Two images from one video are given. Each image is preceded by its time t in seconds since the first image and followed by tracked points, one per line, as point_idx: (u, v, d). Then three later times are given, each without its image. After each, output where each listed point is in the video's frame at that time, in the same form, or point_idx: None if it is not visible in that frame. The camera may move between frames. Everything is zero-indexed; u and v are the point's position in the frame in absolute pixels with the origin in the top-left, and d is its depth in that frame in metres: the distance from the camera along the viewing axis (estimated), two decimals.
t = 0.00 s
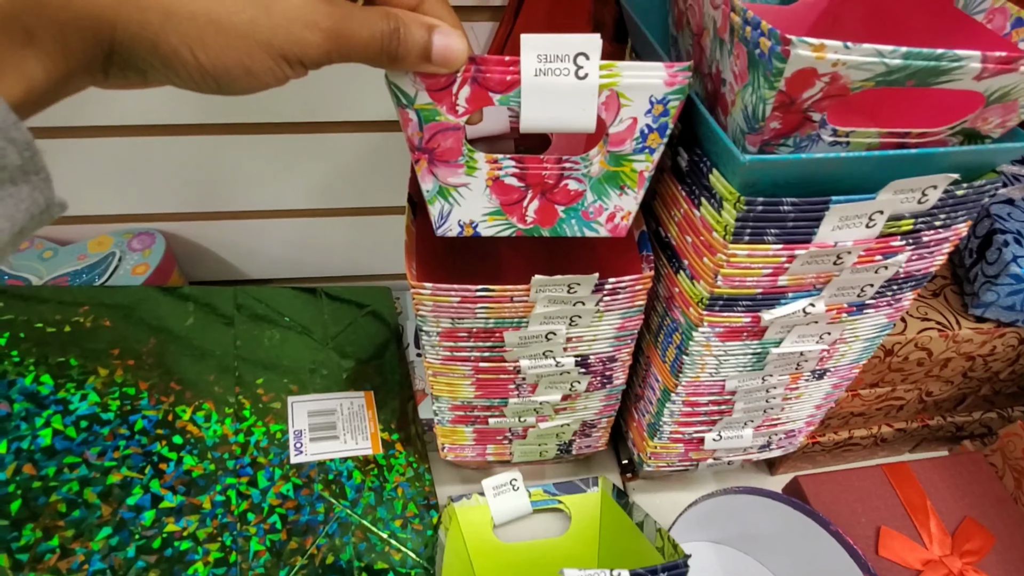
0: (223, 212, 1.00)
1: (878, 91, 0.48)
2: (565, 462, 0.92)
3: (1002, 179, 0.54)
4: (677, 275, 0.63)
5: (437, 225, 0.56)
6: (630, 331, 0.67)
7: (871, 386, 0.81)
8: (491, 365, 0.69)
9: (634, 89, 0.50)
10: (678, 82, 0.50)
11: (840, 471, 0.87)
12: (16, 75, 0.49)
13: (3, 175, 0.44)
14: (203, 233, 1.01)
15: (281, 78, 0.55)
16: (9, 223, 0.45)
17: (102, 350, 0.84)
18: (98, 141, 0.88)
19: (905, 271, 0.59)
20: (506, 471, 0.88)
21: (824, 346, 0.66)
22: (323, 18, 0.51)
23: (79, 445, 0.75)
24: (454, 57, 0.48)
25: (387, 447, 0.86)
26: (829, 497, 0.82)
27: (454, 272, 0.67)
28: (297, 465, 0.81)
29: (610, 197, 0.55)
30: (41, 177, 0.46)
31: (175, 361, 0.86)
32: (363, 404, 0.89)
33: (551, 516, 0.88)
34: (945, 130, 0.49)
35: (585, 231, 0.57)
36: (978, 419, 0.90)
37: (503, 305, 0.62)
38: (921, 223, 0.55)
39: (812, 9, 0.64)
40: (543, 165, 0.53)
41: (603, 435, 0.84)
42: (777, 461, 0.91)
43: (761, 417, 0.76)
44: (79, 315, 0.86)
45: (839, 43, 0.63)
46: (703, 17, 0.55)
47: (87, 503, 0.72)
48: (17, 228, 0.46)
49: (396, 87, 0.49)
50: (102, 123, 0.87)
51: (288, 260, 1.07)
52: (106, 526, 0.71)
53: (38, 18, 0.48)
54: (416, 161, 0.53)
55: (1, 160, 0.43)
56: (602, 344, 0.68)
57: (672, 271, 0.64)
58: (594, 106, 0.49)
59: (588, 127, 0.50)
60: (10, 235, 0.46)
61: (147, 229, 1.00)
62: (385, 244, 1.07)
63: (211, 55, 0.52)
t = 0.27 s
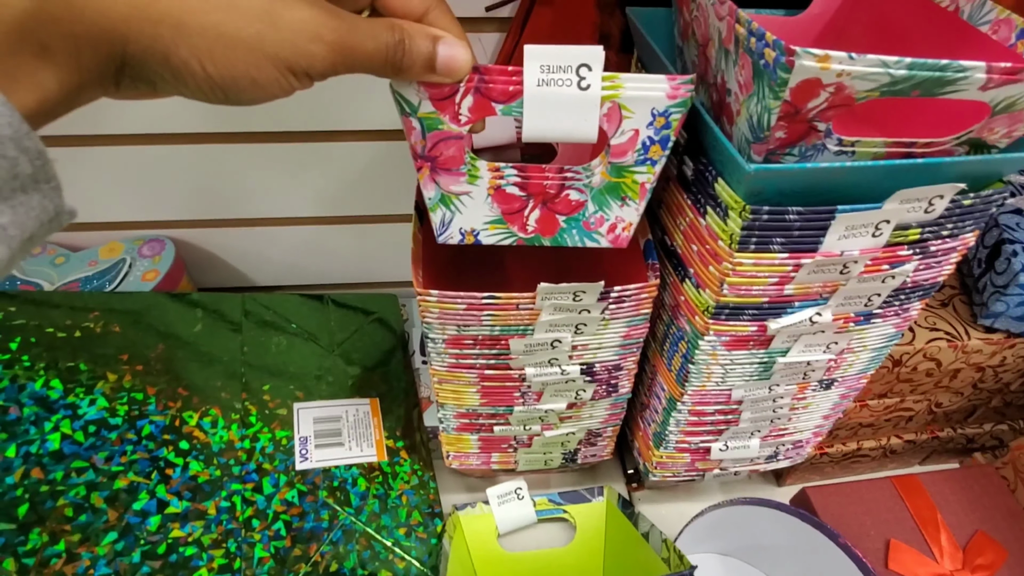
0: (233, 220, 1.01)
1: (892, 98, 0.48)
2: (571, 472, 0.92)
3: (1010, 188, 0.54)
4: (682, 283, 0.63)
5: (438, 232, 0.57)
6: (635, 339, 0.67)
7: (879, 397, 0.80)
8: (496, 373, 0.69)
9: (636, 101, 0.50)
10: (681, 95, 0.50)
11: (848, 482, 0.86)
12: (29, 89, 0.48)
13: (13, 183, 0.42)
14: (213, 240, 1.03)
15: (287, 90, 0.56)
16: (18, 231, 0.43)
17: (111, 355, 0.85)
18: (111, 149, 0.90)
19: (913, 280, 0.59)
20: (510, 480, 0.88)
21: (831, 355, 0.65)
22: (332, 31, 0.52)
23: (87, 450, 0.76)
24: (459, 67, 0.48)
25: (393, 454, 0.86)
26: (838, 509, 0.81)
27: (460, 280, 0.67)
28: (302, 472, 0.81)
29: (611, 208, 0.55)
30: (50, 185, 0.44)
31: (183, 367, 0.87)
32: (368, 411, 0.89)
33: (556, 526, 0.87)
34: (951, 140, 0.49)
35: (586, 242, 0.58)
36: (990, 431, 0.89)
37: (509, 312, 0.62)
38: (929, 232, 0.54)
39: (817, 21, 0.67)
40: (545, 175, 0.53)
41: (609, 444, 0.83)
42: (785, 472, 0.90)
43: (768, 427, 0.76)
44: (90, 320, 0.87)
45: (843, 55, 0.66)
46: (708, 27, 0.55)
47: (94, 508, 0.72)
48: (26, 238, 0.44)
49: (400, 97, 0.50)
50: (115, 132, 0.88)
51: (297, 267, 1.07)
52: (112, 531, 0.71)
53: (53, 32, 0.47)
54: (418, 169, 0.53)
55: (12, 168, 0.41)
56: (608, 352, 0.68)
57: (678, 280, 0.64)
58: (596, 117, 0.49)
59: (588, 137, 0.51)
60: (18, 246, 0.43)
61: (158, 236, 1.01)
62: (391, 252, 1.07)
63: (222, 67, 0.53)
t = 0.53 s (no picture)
0: (239, 222, 1.01)
1: (890, 106, 0.48)
2: (574, 478, 0.91)
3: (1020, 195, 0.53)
4: (687, 288, 0.63)
5: (439, 231, 0.56)
6: (640, 345, 0.67)
7: (887, 405, 0.79)
8: (499, 377, 0.69)
9: (641, 99, 0.50)
10: (686, 97, 0.50)
11: (855, 492, 0.85)
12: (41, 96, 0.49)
13: (22, 190, 0.43)
14: (220, 242, 1.03)
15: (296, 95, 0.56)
16: (26, 237, 0.44)
17: (117, 356, 0.85)
18: (120, 152, 0.91)
19: (921, 288, 0.58)
20: (513, 485, 0.87)
21: (838, 363, 0.65)
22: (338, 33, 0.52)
23: (91, 451, 0.76)
24: (467, 66, 0.48)
25: (395, 458, 0.86)
26: (845, 520, 0.80)
27: (464, 284, 0.66)
28: (304, 474, 0.81)
29: (615, 210, 0.55)
30: (58, 192, 0.46)
31: (187, 368, 0.87)
32: (371, 414, 0.89)
33: (559, 532, 0.87)
34: (960, 146, 0.48)
35: (589, 244, 0.57)
36: (1000, 441, 0.88)
37: (512, 317, 0.62)
38: (937, 239, 0.54)
39: (824, 27, 0.67)
40: (549, 175, 0.53)
41: (612, 450, 0.83)
42: (790, 480, 0.89)
43: (774, 435, 0.75)
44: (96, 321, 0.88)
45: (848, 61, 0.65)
46: (714, 32, 0.55)
47: (97, 508, 0.72)
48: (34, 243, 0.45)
49: (404, 94, 0.50)
50: (123, 135, 0.89)
51: (304, 270, 1.08)
52: (115, 531, 0.71)
53: (63, 38, 0.48)
54: (420, 167, 0.53)
55: (21, 175, 0.43)
56: (612, 357, 0.68)
57: (683, 285, 0.64)
58: (600, 113, 0.49)
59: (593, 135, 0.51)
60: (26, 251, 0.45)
61: (165, 238, 1.02)
62: (397, 255, 1.07)
63: (229, 72, 0.54)
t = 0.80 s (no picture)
0: (242, 221, 1.01)
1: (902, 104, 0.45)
2: (575, 480, 0.91)
3: None
4: (690, 290, 0.62)
5: (437, 214, 0.56)
6: (641, 346, 0.67)
7: (891, 409, 0.79)
8: (500, 378, 0.68)
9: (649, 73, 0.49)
10: (690, 82, 0.49)
11: (858, 496, 0.84)
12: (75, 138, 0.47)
13: (50, 229, 0.41)
14: (222, 241, 1.03)
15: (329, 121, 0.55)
16: (52, 274, 0.42)
17: (118, 354, 0.85)
18: (123, 150, 0.91)
19: (926, 290, 0.58)
20: (514, 487, 0.87)
21: (841, 366, 0.64)
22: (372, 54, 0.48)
23: (92, 448, 0.76)
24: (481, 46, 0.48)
25: (396, 458, 0.86)
26: (848, 524, 0.80)
27: (465, 283, 0.66)
28: (304, 474, 0.81)
29: (616, 198, 0.55)
30: (85, 227, 0.44)
31: (189, 367, 0.87)
32: (372, 414, 0.89)
33: (559, 534, 0.86)
34: (967, 147, 0.48)
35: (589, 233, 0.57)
36: (1005, 446, 0.87)
37: (513, 317, 0.61)
38: (943, 242, 0.53)
39: (828, 28, 0.66)
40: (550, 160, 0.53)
41: (614, 452, 0.82)
42: (793, 484, 0.89)
43: (776, 438, 0.74)
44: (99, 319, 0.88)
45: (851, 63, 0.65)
46: (717, 32, 0.55)
47: (97, 506, 0.72)
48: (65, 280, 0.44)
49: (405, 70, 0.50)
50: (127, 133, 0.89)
51: (307, 270, 1.09)
52: (115, 529, 0.71)
53: (96, 86, 0.45)
54: (420, 146, 0.53)
55: (50, 218, 0.41)
56: (614, 359, 0.67)
57: (685, 286, 0.63)
58: (606, 88, 0.48)
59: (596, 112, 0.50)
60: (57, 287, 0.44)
61: (168, 237, 1.02)
62: (398, 255, 1.07)
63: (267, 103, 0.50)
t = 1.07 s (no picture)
0: (242, 221, 1.01)
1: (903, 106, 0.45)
2: (574, 481, 0.91)
3: None
4: (689, 292, 0.62)
5: (439, 223, 0.56)
6: (641, 348, 0.66)
7: (891, 412, 0.78)
8: (499, 379, 0.68)
9: (652, 72, 0.48)
10: (694, 95, 0.49)
11: (858, 499, 0.84)
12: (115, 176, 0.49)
13: (83, 263, 0.43)
14: (223, 241, 1.03)
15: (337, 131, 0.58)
16: (82, 305, 0.44)
17: (118, 353, 0.85)
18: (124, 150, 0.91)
19: (927, 293, 0.57)
20: (512, 488, 0.87)
21: (841, 368, 0.64)
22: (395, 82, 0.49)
23: (91, 447, 0.76)
24: (493, 56, 0.48)
25: (394, 459, 0.86)
26: (848, 528, 0.79)
27: (465, 284, 0.66)
28: (303, 474, 0.81)
29: (618, 209, 0.55)
30: (115, 260, 0.46)
31: (189, 366, 0.87)
32: (371, 415, 0.89)
33: (558, 536, 0.86)
34: (969, 150, 0.48)
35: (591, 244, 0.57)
36: (1007, 450, 0.86)
37: (512, 318, 0.61)
38: (943, 245, 0.53)
39: (830, 30, 0.66)
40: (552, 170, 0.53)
41: (613, 453, 0.82)
42: (793, 487, 0.88)
43: (776, 440, 0.74)
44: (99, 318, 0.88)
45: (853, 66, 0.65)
46: (718, 33, 0.55)
47: (96, 505, 0.72)
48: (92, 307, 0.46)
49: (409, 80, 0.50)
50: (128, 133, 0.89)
51: (307, 269, 1.09)
52: (114, 528, 0.71)
53: (138, 131, 0.48)
54: (422, 157, 0.53)
55: (83, 253, 0.43)
56: (613, 360, 0.67)
57: (685, 288, 0.63)
58: (608, 85, 0.48)
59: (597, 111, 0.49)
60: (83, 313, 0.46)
61: (169, 236, 1.02)
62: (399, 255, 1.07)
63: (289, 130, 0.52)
